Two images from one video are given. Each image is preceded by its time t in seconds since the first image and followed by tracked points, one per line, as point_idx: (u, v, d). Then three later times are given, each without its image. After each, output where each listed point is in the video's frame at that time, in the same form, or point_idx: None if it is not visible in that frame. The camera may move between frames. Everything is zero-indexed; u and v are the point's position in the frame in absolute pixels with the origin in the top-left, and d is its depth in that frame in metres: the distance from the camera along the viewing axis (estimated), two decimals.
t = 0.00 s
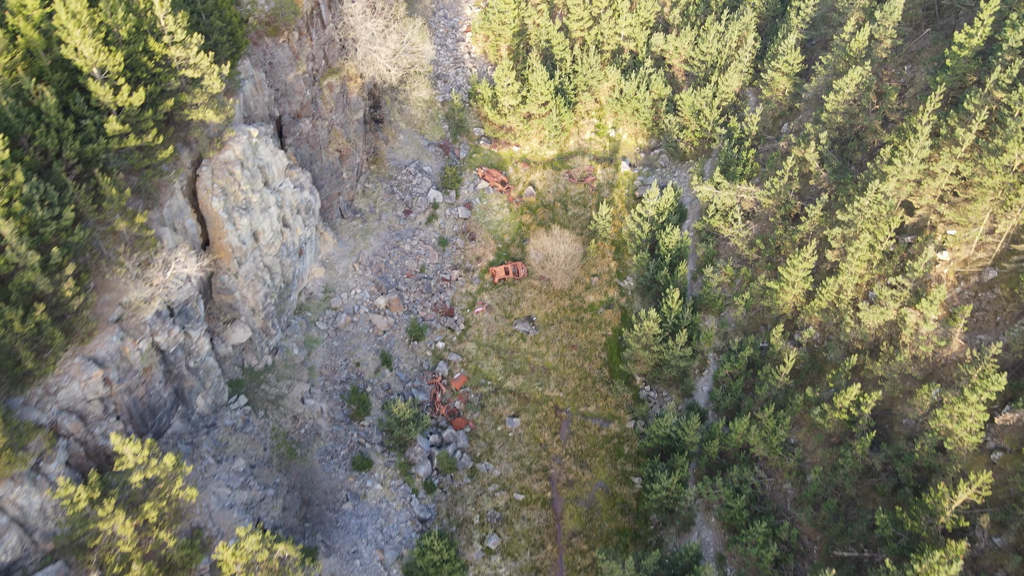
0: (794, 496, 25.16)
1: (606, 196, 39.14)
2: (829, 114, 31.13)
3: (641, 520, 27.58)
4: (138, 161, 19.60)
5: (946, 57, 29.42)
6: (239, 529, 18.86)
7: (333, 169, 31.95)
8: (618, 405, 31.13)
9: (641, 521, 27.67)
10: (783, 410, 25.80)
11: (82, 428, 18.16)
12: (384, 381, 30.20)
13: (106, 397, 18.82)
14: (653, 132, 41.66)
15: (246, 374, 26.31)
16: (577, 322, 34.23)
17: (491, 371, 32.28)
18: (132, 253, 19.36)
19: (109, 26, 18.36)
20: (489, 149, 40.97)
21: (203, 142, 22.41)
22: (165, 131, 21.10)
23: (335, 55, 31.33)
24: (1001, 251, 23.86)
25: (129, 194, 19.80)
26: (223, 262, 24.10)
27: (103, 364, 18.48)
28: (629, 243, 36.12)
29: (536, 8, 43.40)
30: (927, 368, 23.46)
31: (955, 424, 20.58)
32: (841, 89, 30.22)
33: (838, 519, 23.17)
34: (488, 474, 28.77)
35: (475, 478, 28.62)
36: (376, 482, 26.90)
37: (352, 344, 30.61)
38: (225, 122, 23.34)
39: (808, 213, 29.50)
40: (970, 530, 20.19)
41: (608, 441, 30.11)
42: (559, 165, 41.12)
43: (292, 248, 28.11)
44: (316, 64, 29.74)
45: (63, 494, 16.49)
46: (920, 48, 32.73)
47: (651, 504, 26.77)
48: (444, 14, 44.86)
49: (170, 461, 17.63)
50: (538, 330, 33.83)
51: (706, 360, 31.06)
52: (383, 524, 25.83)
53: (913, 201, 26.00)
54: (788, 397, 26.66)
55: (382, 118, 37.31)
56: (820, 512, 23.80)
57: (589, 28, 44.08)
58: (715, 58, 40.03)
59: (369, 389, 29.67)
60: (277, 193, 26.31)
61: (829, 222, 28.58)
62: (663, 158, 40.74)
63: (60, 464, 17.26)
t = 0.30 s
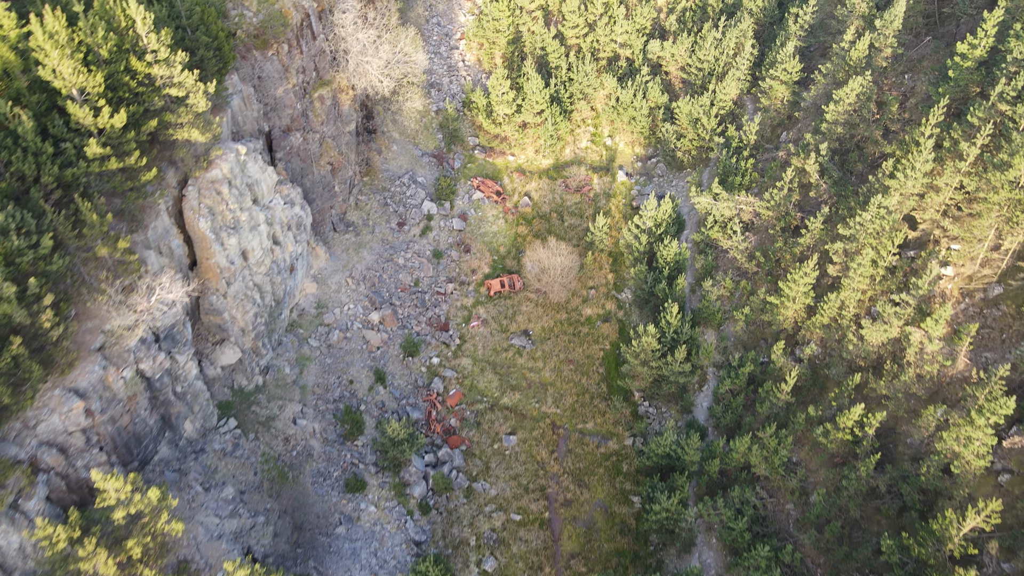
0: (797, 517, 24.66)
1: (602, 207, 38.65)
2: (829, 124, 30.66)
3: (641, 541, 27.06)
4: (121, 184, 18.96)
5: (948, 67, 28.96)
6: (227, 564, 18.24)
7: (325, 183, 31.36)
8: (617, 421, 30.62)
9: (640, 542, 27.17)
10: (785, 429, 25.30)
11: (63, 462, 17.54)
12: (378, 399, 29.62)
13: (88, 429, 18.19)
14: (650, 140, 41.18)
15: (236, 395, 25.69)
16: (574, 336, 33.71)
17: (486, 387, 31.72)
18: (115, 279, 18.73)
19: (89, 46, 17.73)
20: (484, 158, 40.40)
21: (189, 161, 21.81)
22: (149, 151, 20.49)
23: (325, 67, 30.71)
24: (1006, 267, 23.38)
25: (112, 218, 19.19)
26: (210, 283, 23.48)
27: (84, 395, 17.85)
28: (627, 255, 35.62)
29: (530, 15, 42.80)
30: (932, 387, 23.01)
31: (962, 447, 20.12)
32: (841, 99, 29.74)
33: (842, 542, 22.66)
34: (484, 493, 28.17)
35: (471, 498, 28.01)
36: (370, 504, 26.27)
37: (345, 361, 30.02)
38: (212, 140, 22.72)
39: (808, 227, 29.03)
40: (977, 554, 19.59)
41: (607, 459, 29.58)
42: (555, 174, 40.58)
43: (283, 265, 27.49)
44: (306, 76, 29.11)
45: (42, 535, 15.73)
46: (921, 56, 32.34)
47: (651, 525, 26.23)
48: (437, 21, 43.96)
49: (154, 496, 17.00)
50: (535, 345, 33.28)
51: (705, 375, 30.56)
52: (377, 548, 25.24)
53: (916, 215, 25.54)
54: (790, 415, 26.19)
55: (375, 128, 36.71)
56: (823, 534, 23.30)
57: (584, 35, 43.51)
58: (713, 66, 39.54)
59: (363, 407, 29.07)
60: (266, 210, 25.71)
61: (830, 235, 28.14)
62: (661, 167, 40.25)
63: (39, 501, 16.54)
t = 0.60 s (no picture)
0: (799, 537, 24.26)
1: (598, 216, 38.18)
2: (827, 134, 30.27)
3: (640, 561, 26.61)
4: (100, 208, 18.34)
5: (948, 75, 28.52)
6: None
7: (315, 196, 30.76)
8: (614, 437, 30.17)
9: (640, 561, 26.73)
10: (785, 447, 24.91)
11: (41, 498, 16.91)
12: (370, 417, 29.04)
13: (68, 462, 17.58)
14: (645, 148, 40.73)
15: (225, 417, 25.06)
16: (570, 350, 33.25)
17: (481, 403, 31.21)
18: (96, 307, 18.11)
19: (66, 66, 17.09)
20: (477, 168, 39.86)
21: (172, 181, 21.19)
22: (130, 173, 19.86)
23: (314, 79, 30.10)
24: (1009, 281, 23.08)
25: (91, 242, 18.55)
26: (196, 304, 22.87)
27: (63, 428, 17.25)
28: (623, 266, 35.17)
29: (523, 22, 42.22)
30: (935, 405, 22.67)
31: (968, 469, 19.77)
32: (840, 109, 29.34)
33: (845, 564, 22.27)
34: (479, 513, 27.64)
35: (466, 518, 27.47)
36: (363, 526, 25.64)
37: (337, 378, 29.43)
38: (196, 159, 22.10)
39: (807, 239, 28.65)
40: None
41: (604, 476, 29.11)
42: (549, 184, 40.06)
43: (272, 283, 26.88)
44: (295, 88, 28.49)
45: None
46: (920, 63, 31.90)
47: (650, 546, 25.78)
48: (428, 28, 43.24)
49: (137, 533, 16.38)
50: (530, 359, 32.79)
51: (704, 389, 30.15)
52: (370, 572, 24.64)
53: (917, 228, 25.16)
54: (790, 432, 25.82)
55: (366, 139, 36.11)
56: (826, 555, 22.91)
57: (578, 42, 42.98)
58: (709, 73, 39.11)
59: (355, 426, 28.48)
60: (254, 228, 25.10)
61: (829, 247, 27.77)
62: (656, 176, 39.80)
63: (16, 541, 15.89)
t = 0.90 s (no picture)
0: (801, 557, 23.85)
1: (594, 226, 37.75)
2: (826, 144, 29.86)
3: None
4: (80, 232, 17.75)
5: (948, 84, 28.10)
6: None
7: (306, 210, 30.17)
8: (612, 453, 29.73)
9: None
10: (786, 465, 24.51)
11: (20, 534, 16.32)
12: (364, 435, 28.47)
13: (49, 496, 16.99)
14: (641, 156, 40.29)
15: (214, 440, 24.42)
16: (566, 363, 32.79)
17: (477, 419, 30.71)
18: (76, 335, 17.53)
19: (44, 87, 16.50)
20: (471, 177, 39.33)
21: (157, 201, 20.60)
22: (112, 195, 19.25)
23: (304, 90, 29.54)
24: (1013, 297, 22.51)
25: (72, 267, 17.92)
26: (183, 326, 22.26)
27: (43, 462, 16.65)
28: (619, 277, 34.74)
29: (517, 29, 41.69)
30: (939, 423, 22.34)
31: (974, 491, 19.42)
32: (839, 118, 28.94)
33: None
34: (476, 533, 27.09)
35: (462, 538, 26.91)
36: (357, 548, 24.90)
37: (329, 396, 28.86)
38: (182, 177, 21.50)
39: (806, 251, 28.26)
40: None
41: (602, 493, 28.66)
42: (545, 193, 39.57)
43: (262, 300, 26.29)
44: (284, 101, 27.93)
45: None
46: (919, 71, 31.47)
47: (650, 566, 25.31)
48: (421, 35, 42.62)
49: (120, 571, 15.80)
50: (526, 373, 32.31)
51: (703, 404, 29.76)
52: None
53: (919, 242, 24.77)
54: (791, 450, 25.46)
55: (358, 149, 35.55)
56: None
57: (572, 49, 42.46)
58: (705, 80, 38.65)
59: (348, 445, 27.91)
60: (243, 245, 24.53)
61: (829, 260, 27.40)
62: (653, 184, 39.35)
63: None
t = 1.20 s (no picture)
0: None
1: (592, 236, 37.30)
2: (828, 154, 29.38)
3: None
4: (64, 255, 17.21)
5: (953, 94, 27.67)
6: None
7: (300, 223, 29.65)
8: (612, 470, 29.24)
9: None
10: (790, 484, 24.02)
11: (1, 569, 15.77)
12: (359, 452, 27.92)
13: (30, 529, 16.42)
14: (641, 165, 39.81)
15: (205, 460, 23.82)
16: (565, 377, 32.32)
17: (475, 434, 30.20)
18: (59, 362, 17.00)
19: (25, 106, 15.97)
20: (468, 186, 38.83)
21: (145, 220, 20.05)
22: (98, 215, 18.67)
23: (298, 101, 29.04)
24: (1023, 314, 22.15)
25: (57, 290, 17.36)
26: (173, 346, 21.72)
27: (24, 494, 16.08)
28: (619, 289, 34.29)
29: (515, 36, 41.19)
30: (946, 443, 21.90)
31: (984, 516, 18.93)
32: (842, 129, 28.45)
33: None
34: (473, 553, 26.53)
35: (459, 558, 26.33)
36: (352, 570, 24.35)
37: (324, 412, 28.30)
38: (171, 194, 20.96)
39: (808, 265, 27.82)
40: None
41: (602, 511, 28.16)
42: (543, 202, 39.07)
43: (254, 316, 25.75)
44: (277, 112, 27.42)
45: None
46: (922, 80, 31.07)
47: None
48: (417, 42, 42.07)
49: None
50: (525, 387, 31.80)
51: (704, 419, 29.31)
52: None
53: (925, 257, 24.36)
54: (794, 468, 25.01)
55: (353, 159, 35.01)
56: None
57: (571, 56, 41.97)
58: (705, 87, 38.15)
59: (343, 462, 27.35)
60: (234, 262, 24.01)
61: (832, 273, 26.96)
62: (652, 193, 38.89)
63: None
